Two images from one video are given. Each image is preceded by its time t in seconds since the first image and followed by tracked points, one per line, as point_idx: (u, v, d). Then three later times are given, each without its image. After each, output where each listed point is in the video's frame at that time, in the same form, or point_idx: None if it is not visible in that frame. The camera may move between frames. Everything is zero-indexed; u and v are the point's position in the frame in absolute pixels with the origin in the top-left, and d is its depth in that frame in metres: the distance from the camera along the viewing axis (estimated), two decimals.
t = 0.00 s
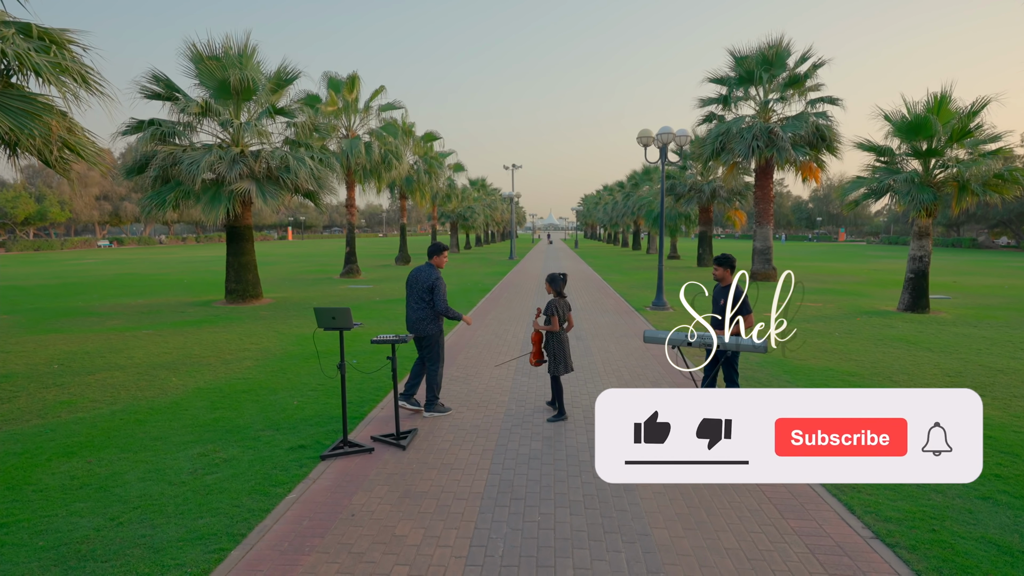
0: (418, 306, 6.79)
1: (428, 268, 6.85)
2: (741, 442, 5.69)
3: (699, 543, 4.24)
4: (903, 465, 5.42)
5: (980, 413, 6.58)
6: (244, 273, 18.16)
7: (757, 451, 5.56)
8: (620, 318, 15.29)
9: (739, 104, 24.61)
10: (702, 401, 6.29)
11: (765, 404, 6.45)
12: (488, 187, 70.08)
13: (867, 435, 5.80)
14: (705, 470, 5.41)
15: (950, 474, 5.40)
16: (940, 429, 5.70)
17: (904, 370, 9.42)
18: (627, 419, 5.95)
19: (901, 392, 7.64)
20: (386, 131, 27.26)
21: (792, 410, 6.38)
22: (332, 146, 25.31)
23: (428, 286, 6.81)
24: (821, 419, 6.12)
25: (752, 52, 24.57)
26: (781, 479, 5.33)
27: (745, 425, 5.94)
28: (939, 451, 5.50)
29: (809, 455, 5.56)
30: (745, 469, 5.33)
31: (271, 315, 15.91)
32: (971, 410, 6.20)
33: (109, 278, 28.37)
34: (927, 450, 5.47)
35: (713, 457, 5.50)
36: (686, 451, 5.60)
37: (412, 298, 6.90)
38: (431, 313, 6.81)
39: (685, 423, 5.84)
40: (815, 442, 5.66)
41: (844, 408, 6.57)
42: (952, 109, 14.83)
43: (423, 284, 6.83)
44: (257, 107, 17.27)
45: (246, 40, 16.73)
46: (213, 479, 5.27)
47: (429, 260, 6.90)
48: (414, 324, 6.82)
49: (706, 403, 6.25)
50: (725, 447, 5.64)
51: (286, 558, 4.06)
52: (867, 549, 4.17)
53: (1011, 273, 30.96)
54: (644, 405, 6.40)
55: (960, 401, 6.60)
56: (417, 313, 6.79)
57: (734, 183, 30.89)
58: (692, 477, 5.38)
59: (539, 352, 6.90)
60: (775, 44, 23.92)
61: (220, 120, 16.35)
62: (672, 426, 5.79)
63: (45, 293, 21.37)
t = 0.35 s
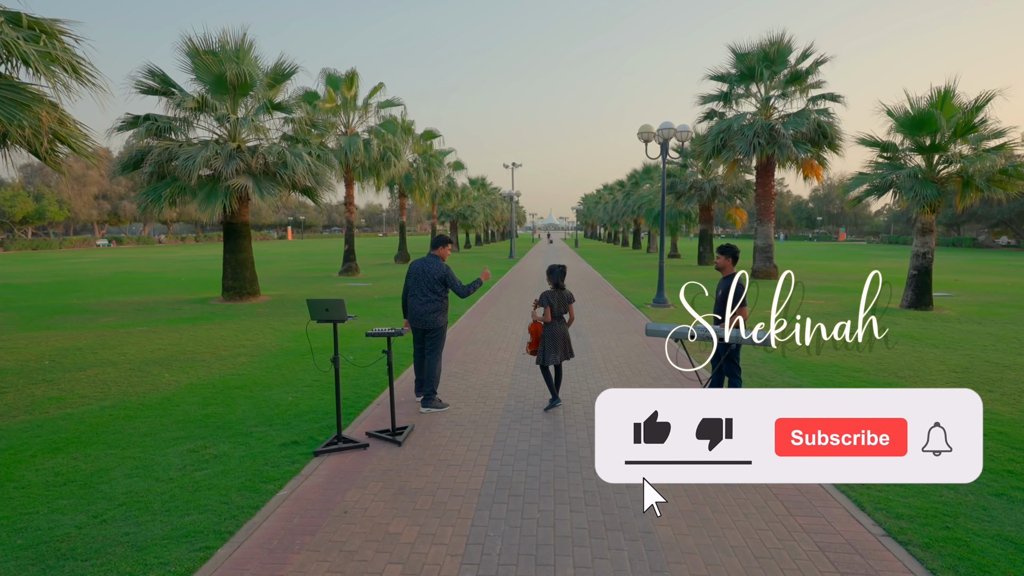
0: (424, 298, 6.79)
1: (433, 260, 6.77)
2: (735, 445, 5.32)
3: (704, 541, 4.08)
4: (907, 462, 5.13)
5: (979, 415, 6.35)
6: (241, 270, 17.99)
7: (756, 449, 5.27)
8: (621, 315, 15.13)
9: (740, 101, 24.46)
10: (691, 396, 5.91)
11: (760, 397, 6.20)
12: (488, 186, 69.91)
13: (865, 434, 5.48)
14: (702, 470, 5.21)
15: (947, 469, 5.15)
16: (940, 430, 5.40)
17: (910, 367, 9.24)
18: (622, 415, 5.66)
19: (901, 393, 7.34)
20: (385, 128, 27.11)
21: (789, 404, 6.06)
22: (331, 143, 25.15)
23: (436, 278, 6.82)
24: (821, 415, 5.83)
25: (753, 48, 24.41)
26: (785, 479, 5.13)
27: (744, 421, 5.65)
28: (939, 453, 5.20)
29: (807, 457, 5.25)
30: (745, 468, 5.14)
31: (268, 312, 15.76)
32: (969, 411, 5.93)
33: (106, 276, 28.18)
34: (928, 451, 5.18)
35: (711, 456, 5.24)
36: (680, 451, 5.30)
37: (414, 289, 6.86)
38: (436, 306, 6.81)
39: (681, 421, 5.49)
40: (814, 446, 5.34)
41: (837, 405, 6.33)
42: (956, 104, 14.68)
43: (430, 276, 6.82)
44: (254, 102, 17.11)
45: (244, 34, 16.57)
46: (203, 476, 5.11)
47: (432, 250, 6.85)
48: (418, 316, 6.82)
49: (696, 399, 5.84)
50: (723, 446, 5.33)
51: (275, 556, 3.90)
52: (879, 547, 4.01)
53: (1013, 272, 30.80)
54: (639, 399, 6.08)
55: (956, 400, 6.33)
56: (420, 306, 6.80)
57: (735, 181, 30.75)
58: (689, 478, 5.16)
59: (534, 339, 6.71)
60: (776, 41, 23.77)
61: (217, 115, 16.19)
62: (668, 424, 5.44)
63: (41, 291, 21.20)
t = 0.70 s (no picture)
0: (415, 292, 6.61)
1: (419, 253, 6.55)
2: (739, 443, 5.47)
3: (711, 542, 3.87)
4: (910, 460, 5.16)
5: (981, 416, 6.31)
6: (234, 267, 17.73)
7: (761, 446, 5.42)
8: (620, 312, 14.95)
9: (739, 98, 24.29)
10: (693, 408, 6.33)
11: (760, 406, 6.60)
12: (485, 186, 69.64)
13: (866, 437, 5.74)
14: (707, 471, 5.00)
15: (956, 469, 5.04)
16: (940, 431, 5.64)
17: (915, 363, 9.06)
18: (629, 422, 6.04)
19: (904, 395, 7.17)
20: (380, 125, 26.84)
21: (791, 412, 6.43)
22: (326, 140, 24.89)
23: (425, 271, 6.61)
24: (823, 420, 6.15)
25: (751, 45, 24.24)
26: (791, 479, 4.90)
27: (747, 426, 5.91)
28: (941, 450, 5.32)
29: (808, 455, 5.35)
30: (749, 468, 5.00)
31: (262, 309, 15.51)
32: (971, 417, 6.16)
33: (98, 274, 27.86)
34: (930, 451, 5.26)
35: (712, 456, 5.21)
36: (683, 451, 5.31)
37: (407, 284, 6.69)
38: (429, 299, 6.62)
39: (685, 428, 5.76)
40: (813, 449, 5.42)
41: (837, 409, 6.60)
42: (957, 99, 14.50)
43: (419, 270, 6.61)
44: (247, 97, 16.84)
45: (236, 27, 16.30)
46: (185, 474, 4.88)
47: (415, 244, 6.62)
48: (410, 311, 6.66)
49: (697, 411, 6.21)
50: (728, 447, 5.36)
51: (257, 559, 3.68)
52: (894, 547, 3.80)
53: (1012, 270, 30.66)
54: (642, 406, 6.72)
55: (955, 404, 6.62)
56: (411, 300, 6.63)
57: (733, 179, 30.59)
58: (694, 477, 4.93)
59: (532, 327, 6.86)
60: (775, 37, 23.62)
61: (209, 109, 15.91)
62: (670, 428, 5.68)
63: (31, 289, 20.89)
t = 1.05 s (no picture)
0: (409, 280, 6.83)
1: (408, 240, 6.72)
2: (734, 445, 5.08)
3: (716, 537, 3.68)
4: (909, 461, 4.82)
5: (983, 410, 6.05)
6: (223, 263, 17.42)
7: (756, 448, 5.05)
8: (615, 308, 14.78)
9: (733, 94, 24.18)
10: (691, 406, 5.88)
11: (760, 408, 6.19)
12: (478, 185, 69.41)
13: (864, 436, 5.33)
14: (702, 470, 4.72)
15: (955, 467, 4.74)
16: (939, 430, 5.23)
17: (914, 357, 8.89)
18: (625, 420, 5.53)
19: (903, 395, 6.75)
20: (372, 121, 26.54)
21: (789, 412, 6.03)
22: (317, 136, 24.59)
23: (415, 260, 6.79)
24: (823, 420, 5.76)
25: (746, 41, 24.13)
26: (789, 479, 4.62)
27: (746, 426, 5.53)
28: (942, 452, 4.92)
29: (808, 455, 5.01)
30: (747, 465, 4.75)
31: (251, 306, 15.24)
32: (971, 415, 5.76)
33: (85, 272, 27.43)
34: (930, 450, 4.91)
35: (711, 455, 4.88)
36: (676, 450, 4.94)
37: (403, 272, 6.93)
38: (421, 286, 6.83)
39: (679, 427, 5.32)
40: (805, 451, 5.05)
41: (836, 408, 6.20)
42: (953, 93, 14.44)
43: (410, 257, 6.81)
44: (236, 90, 16.53)
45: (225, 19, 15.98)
46: (162, 470, 4.64)
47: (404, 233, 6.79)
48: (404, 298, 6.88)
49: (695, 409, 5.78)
50: (727, 446, 5.05)
51: (235, 558, 3.45)
52: (908, 542, 3.62)
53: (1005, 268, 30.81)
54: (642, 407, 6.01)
55: (956, 403, 6.19)
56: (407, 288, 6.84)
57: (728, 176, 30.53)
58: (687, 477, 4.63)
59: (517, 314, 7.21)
60: (770, 33, 23.52)
61: (197, 102, 15.59)
62: (666, 426, 5.22)
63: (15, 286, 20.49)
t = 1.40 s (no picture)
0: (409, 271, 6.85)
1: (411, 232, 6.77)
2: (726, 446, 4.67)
3: (718, 529, 3.48)
4: (909, 462, 4.46)
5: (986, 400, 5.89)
6: (210, 259, 17.09)
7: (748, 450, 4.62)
8: (609, 303, 14.61)
9: (727, 90, 24.05)
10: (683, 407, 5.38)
11: (759, 407, 5.76)
12: (471, 184, 69.11)
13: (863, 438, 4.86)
14: (693, 469, 4.38)
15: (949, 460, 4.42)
16: (939, 430, 4.78)
17: (913, 349, 8.73)
18: (618, 416, 5.10)
19: (903, 395, 6.20)
20: (363, 116, 26.24)
21: (787, 413, 5.55)
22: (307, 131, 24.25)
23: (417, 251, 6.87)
24: (822, 421, 5.29)
25: (739, 36, 23.99)
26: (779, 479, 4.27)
27: (744, 428, 5.06)
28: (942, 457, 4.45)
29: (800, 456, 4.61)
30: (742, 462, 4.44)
31: (239, 301, 14.97)
32: (972, 414, 5.33)
33: (71, 270, 26.95)
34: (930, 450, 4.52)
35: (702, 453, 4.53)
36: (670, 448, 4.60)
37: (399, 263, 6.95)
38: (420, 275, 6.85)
39: (678, 427, 4.91)
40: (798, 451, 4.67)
41: (835, 408, 5.70)
42: (949, 86, 14.35)
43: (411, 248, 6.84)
44: (224, 82, 16.20)
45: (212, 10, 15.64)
46: (135, 463, 4.39)
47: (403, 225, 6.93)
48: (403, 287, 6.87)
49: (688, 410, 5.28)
50: (729, 447, 4.66)
51: (206, 554, 3.22)
52: (922, 533, 3.43)
53: (996, 265, 30.96)
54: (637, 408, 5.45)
55: (956, 404, 5.71)
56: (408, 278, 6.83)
57: (721, 173, 30.47)
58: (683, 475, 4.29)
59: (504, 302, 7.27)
60: (763, 28, 23.41)
61: (183, 93, 15.26)
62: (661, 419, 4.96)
63: None
